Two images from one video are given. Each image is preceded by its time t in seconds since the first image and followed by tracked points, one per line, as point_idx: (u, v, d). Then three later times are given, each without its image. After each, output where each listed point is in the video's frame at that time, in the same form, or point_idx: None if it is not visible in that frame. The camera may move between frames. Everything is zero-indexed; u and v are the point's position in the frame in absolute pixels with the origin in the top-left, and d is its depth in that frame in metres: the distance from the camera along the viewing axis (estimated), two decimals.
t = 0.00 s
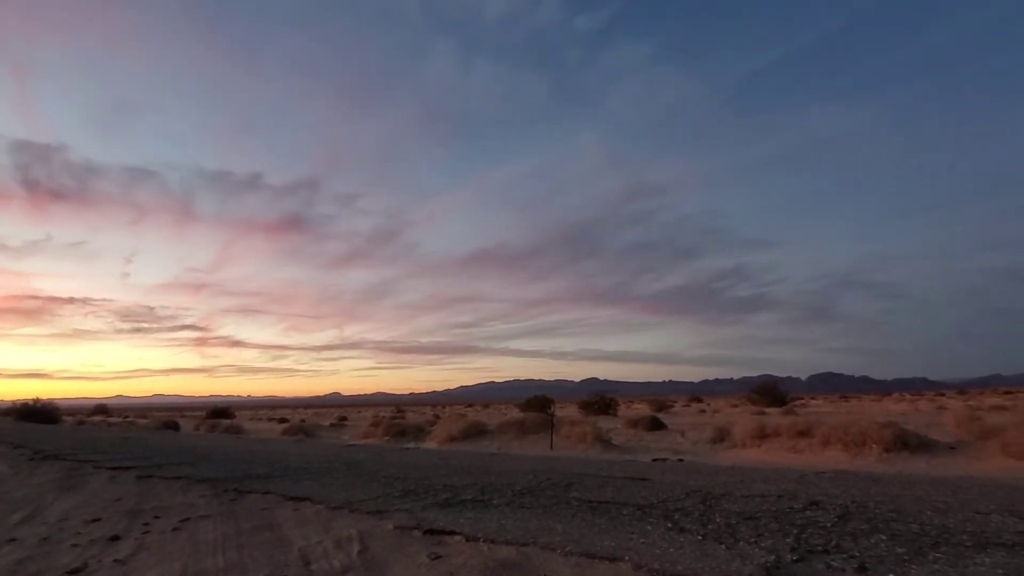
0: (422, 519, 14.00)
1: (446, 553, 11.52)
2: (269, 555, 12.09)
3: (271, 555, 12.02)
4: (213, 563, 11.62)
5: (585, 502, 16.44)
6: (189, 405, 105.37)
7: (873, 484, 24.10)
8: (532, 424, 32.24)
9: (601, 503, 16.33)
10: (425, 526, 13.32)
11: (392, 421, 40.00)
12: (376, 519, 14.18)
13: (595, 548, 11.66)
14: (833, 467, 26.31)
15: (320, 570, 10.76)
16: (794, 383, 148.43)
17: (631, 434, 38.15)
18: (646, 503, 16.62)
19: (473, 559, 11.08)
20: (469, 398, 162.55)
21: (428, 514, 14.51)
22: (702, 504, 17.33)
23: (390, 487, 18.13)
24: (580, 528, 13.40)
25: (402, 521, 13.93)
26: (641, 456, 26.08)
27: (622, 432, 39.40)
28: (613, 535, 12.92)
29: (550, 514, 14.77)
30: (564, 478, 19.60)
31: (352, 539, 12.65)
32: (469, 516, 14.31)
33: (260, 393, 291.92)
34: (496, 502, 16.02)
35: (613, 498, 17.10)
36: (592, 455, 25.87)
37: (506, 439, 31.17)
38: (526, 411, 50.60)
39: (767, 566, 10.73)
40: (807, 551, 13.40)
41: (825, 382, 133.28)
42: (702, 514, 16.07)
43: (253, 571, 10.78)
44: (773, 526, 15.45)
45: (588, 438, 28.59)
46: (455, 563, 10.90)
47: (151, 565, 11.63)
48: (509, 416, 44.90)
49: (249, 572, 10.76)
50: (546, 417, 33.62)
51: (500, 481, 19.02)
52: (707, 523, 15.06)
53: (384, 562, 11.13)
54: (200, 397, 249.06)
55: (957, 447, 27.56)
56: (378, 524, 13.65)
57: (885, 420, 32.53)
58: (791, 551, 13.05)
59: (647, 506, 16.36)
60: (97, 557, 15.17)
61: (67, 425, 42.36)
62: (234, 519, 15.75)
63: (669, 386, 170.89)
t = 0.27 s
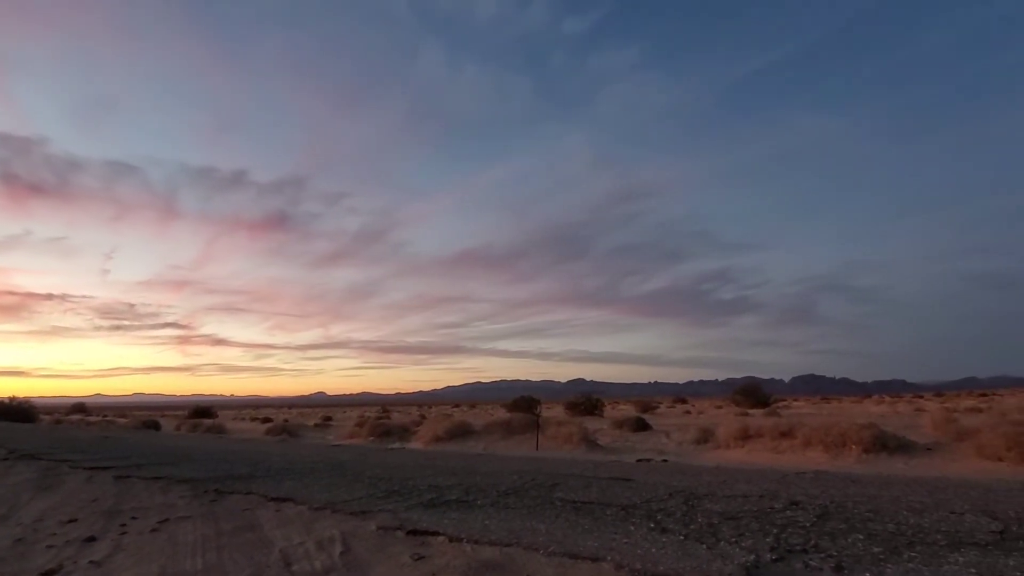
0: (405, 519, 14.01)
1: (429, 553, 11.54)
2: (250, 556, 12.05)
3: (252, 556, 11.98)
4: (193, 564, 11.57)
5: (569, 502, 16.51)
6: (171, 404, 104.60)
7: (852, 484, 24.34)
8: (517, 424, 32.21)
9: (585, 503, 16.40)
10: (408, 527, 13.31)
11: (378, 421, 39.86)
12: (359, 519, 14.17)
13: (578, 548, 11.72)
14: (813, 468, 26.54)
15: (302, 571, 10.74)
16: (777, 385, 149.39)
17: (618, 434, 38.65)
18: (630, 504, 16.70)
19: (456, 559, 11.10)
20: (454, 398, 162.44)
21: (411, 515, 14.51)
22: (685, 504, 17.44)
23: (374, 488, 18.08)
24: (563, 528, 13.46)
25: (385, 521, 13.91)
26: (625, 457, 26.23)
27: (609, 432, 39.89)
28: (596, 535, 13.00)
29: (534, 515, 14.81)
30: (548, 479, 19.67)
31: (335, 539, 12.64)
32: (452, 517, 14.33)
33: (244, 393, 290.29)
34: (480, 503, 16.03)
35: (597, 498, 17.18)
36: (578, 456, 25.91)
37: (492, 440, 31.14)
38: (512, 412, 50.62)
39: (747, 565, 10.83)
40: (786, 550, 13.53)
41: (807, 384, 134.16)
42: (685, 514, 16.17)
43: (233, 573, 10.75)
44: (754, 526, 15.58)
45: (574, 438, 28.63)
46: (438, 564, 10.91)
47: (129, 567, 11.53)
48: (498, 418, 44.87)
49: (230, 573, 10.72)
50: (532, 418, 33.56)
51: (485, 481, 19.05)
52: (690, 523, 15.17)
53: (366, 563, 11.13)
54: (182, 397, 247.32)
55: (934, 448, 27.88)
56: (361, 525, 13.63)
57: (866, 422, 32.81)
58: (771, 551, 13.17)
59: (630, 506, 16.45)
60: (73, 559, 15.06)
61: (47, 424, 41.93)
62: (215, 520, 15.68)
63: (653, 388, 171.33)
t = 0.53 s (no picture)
0: (392, 520, 13.99)
1: (415, 554, 11.53)
2: (234, 557, 11.99)
3: (236, 558, 11.92)
4: (175, 566, 11.51)
5: (556, 502, 16.54)
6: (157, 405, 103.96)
7: (835, 484, 24.50)
8: (506, 425, 32.16)
9: (572, 503, 16.44)
10: (395, 528, 13.28)
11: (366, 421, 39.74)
12: (345, 520, 14.14)
13: (564, 548, 11.75)
14: (798, 468, 26.70)
15: (286, 572, 10.71)
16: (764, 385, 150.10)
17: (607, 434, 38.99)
18: (617, 504, 16.75)
19: (442, 560, 11.10)
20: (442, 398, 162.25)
21: (398, 516, 14.50)
22: (671, 504, 17.51)
23: (361, 488, 18.03)
24: (550, 529, 13.49)
25: (372, 522, 13.87)
26: (613, 457, 26.32)
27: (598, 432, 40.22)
28: (582, 535, 13.03)
29: (521, 515, 14.81)
30: (536, 479, 19.69)
31: (321, 540, 12.60)
32: (439, 517, 14.32)
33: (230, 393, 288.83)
34: (468, 503, 16.00)
35: (584, 498, 17.22)
36: (567, 456, 25.93)
37: (481, 440, 31.10)
38: (500, 412, 50.60)
39: (731, 565, 10.88)
40: (770, 550, 13.60)
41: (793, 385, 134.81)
42: (671, 514, 16.23)
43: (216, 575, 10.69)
44: (739, 526, 15.65)
45: (562, 439, 28.65)
46: (424, 565, 10.90)
47: (110, 569, 11.45)
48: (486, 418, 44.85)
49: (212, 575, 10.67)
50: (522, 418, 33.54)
51: (473, 482, 19.05)
52: (676, 522, 15.24)
53: (351, 564, 11.11)
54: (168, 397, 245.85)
55: (916, 448, 28.09)
56: (347, 526, 13.59)
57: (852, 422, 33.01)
58: (755, 550, 13.24)
59: (617, 506, 16.49)
60: (52, 561, 14.95)
61: (30, 424, 41.58)
62: (199, 521, 15.61)
63: (641, 388, 171.66)
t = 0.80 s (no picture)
0: (381, 520, 13.97)
1: (404, 555, 11.52)
2: (221, 559, 11.94)
3: (223, 559, 11.88)
4: (160, 568, 11.46)
5: (546, 502, 16.55)
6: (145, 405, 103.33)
7: (822, 484, 24.61)
8: (497, 425, 32.11)
9: (562, 504, 16.46)
10: (384, 529, 13.24)
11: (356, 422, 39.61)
12: (333, 521, 14.12)
13: (553, 548, 11.76)
14: (786, 468, 26.81)
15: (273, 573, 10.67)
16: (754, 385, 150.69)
17: (598, 434, 39.12)
18: (607, 504, 16.77)
19: (431, 560, 11.10)
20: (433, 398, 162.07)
21: (387, 516, 14.48)
22: (661, 504, 17.56)
23: (350, 489, 17.98)
24: (539, 529, 13.50)
25: (361, 523, 13.84)
26: (604, 457, 26.36)
27: (589, 432, 40.33)
28: (572, 535, 13.05)
29: (511, 516, 14.81)
30: (527, 480, 19.69)
31: (309, 541, 12.57)
32: (429, 518, 14.31)
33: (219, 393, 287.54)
34: (457, 504, 15.98)
35: (573, 498, 17.23)
36: (557, 456, 25.93)
37: (472, 441, 31.08)
38: (491, 412, 50.58)
39: (719, 565, 10.91)
40: (757, 549, 13.64)
41: (782, 385, 135.27)
42: (661, 514, 16.28)
43: None
44: (727, 526, 15.70)
45: (553, 439, 28.65)
46: (413, 565, 10.89)
47: (95, 571, 11.38)
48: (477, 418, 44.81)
49: None
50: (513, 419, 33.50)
51: (463, 482, 19.04)
52: (665, 522, 15.28)
53: (339, 565, 11.08)
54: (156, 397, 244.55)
55: (902, 448, 28.27)
56: (335, 527, 13.55)
57: (840, 422, 33.14)
58: (743, 550, 13.28)
59: (607, 506, 16.52)
60: (35, 562, 14.85)
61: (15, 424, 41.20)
62: (185, 522, 15.55)
63: (631, 389, 171.99)
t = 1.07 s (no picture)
0: (371, 520, 13.92)
1: (394, 555, 11.48)
2: (209, 559, 11.87)
3: (211, 560, 11.81)
4: (148, 569, 11.38)
5: (537, 502, 16.52)
6: (135, 405, 102.78)
7: (812, 484, 24.68)
8: (489, 425, 32.05)
9: (553, 504, 16.43)
10: (374, 529, 13.19)
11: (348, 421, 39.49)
12: (323, 521, 14.05)
13: (544, 548, 11.74)
14: (776, 468, 26.88)
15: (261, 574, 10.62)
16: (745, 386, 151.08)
17: (589, 434, 39.10)
18: (598, 504, 16.75)
19: (421, 560, 11.07)
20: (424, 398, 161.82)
21: (377, 516, 14.44)
22: (652, 504, 17.56)
23: (341, 489, 17.91)
24: (530, 529, 13.47)
25: (351, 523, 13.78)
26: (596, 457, 26.33)
27: (580, 433, 40.29)
28: (562, 535, 13.04)
29: (502, 516, 14.78)
30: (518, 480, 19.64)
31: (298, 542, 12.51)
32: (420, 518, 14.26)
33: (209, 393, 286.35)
34: (448, 504, 15.94)
35: (564, 498, 17.21)
36: (550, 456, 25.90)
37: (463, 441, 31.00)
38: (483, 412, 50.51)
39: (708, 564, 10.90)
40: (747, 549, 13.65)
41: (773, 386, 135.59)
42: (651, 513, 16.28)
43: None
44: (718, 526, 15.71)
45: (544, 439, 28.61)
46: (403, 565, 10.87)
47: (80, 571, 11.29)
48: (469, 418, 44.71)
49: None
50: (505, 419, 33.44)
51: (454, 482, 18.99)
52: (656, 522, 15.27)
53: (328, 566, 11.03)
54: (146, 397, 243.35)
55: (890, 449, 28.39)
56: (325, 527, 13.48)
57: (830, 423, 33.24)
58: (733, 549, 13.30)
59: (598, 506, 16.51)
60: (21, 563, 14.75)
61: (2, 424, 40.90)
62: (173, 522, 15.46)
63: (622, 389, 172.17)
